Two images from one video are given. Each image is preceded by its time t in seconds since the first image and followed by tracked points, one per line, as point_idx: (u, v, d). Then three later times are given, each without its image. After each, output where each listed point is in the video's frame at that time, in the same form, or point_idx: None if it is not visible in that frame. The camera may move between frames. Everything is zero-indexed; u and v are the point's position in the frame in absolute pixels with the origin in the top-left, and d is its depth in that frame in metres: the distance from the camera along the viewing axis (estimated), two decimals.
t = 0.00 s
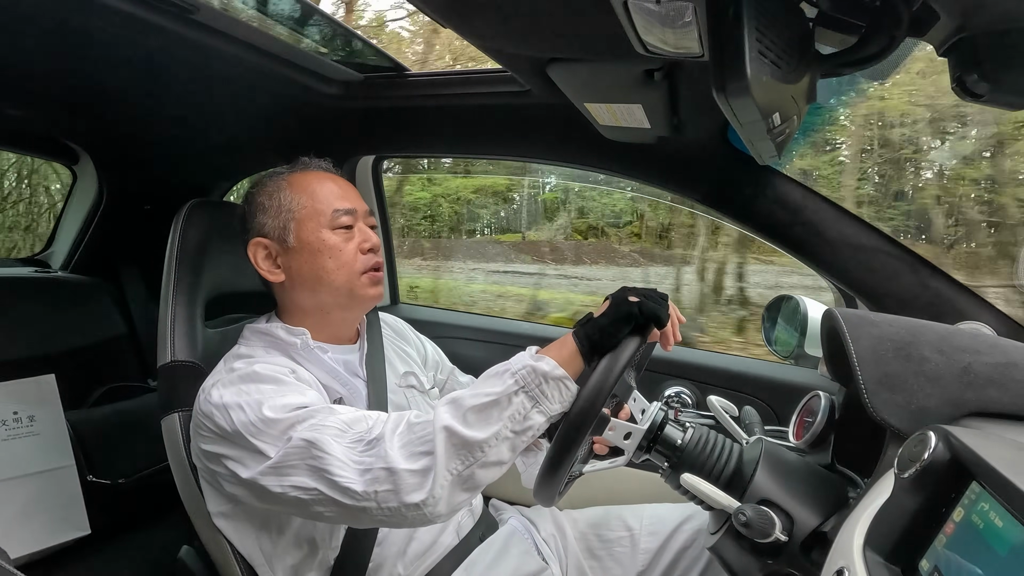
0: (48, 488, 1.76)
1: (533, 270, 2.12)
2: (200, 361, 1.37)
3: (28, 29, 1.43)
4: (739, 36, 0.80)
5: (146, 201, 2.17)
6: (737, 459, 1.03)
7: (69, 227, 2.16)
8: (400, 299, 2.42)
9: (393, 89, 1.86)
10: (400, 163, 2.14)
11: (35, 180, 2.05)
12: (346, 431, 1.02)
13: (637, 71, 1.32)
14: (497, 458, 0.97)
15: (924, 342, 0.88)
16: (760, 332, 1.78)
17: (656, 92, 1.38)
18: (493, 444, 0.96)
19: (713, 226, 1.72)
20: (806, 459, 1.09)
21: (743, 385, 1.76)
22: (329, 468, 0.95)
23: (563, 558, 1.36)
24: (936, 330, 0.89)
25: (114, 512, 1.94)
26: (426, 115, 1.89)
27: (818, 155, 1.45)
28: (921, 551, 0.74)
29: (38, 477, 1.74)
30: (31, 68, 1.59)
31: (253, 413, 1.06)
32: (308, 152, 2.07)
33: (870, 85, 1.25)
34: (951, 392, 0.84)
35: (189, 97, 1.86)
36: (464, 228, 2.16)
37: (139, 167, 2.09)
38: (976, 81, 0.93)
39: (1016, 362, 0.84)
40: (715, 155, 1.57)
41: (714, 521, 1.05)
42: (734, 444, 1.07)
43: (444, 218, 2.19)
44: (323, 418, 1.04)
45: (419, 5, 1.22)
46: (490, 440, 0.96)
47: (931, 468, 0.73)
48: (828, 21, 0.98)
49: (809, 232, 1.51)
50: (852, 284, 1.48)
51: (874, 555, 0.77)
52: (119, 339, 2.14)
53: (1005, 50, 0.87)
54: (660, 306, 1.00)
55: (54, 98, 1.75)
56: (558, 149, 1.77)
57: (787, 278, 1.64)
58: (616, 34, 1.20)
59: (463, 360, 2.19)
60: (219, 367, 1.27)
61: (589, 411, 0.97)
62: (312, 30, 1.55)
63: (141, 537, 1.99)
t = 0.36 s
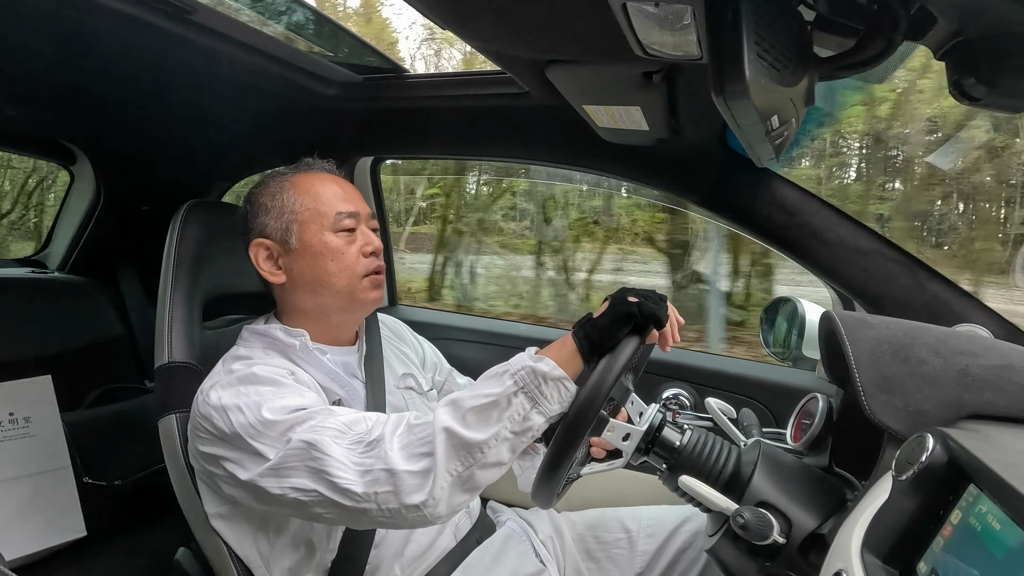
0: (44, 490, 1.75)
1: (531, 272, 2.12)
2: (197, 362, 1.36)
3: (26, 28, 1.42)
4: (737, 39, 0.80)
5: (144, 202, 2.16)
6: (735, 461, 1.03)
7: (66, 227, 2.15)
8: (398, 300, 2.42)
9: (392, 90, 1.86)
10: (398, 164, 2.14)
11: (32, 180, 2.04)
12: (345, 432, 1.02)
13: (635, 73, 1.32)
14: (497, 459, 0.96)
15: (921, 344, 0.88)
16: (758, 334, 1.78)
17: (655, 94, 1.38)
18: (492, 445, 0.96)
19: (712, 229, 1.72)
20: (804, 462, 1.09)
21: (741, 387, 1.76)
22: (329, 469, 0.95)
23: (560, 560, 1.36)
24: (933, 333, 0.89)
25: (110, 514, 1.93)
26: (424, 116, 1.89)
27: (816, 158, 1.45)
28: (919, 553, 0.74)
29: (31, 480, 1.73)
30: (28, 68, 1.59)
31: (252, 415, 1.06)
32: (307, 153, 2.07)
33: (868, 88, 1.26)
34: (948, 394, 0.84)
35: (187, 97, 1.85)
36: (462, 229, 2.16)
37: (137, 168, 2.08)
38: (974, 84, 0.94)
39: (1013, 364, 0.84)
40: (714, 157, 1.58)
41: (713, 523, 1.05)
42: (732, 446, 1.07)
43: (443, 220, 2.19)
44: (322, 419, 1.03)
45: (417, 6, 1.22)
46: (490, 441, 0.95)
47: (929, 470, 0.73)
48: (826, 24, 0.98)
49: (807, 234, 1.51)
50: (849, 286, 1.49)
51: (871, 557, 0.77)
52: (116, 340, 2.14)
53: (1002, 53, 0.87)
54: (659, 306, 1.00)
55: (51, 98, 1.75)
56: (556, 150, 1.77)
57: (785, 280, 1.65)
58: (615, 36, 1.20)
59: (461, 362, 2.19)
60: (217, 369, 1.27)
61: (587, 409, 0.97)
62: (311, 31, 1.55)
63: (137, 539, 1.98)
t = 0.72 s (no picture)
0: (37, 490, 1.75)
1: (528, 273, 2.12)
2: (193, 362, 1.36)
3: (23, 27, 1.42)
4: (734, 42, 0.80)
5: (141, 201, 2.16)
6: (731, 463, 1.03)
7: (62, 226, 2.13)
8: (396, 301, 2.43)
9: (391, 91, 1.87)
10: (396, 165, 2.14)
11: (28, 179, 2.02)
12: (342, 431, 1.02)
13: (633, 75, 1.32)
14: (495, 458, 0.96)
15: (917, 347, 0.88)
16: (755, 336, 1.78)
17: (652, 97, 1.39)
18: (491, 444, 0.95)
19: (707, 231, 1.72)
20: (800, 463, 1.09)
21: (737, 388, 1.77)
22: (326, 468, 0.95)
23: (556, 561, 1.36)
24: (929, 336, 0.90)
25: (105, 515, 1.93)
26: (422, 118, 1.89)
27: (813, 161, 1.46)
28: (913, 555, 0.74)
29: (28, 480, 1.74)
30: (25, 67, 1.59)
31: (250, 415, 1.05)
32: (303, 154, 2.07)
33: (863, 93, 1.26)
34: (943, 397, 0.84)
35: (185, 97, 1.85)
36: (460, 231, 2.16)
37: (134, 168, 2.08)
38: (969, 88, 0.93)
39: (1007, 367, 0.84)
40: (711, 159, 1.58)
41: (709, 524, 1.05)
42: (729, 448, 1.07)
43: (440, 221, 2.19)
44: (320, 418, 1.03)
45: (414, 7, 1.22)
46: (488, 440, 0.95)
47: (923, 472, 0.74)
48: (823, 28, 0.98)
49: (804, 237, 1.52)
50: (845, 288, 1.49)
51: (866, 558, 0.77)
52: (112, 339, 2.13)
53: (996, 58, 0.88)
54: (658, 306, 1.01)
55: (48, 98, 1.75)
56: (554, 152, 1.77)
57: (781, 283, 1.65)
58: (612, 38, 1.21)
59: (459, 363, 2.20)
60: (214, 369, 1.26)
61: (586, 408, 0.98)
62: (309, 31, 1.55)
63: (132, 539, 1.98)
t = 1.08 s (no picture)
0: (30, 490, 1.72)
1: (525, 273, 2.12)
2: (188, 362, 1.35)
3: (18, 27, 1.41)
4: (730, 44, 0.80)
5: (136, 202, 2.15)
6: (727, 463, 1.03)
7: (57, 226, 2.12)
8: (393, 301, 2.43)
9: (388, 91, 1.86)
10: (393, 165, 2.14)
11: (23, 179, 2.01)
12: (339, 426, 1.02)
13: (630, 77, 1.32)
14: (493, 454, 0.96)
15: (912, 348, 0.89)
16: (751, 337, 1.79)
17: (649, 98, 1.39)
18: (489, 440, 0.95)
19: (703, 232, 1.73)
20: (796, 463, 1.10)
21: (733, 390, 1.77)
22: (323, 464, 0.95)
23: (553, 563, 1.36)
24: (923, 337, 0.91)
25: (100, 517, 1.92)
26: (418, 118, 1.89)
27: (808, 163, 1.46)
28: (907, 556, 0.74)
29: (23, 481, 1.70)
30: (19, 67, 1.58)
31: (245, 412, 1.05)
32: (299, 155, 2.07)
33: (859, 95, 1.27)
34: (938, 398, 0.85)
35: (180, 96, 1.84)
36: (457, 232, 2.16)
37: (129, 169, 2.07)
38: (964, 91, 0.94)
39: (1002, 368, 0.85)
40: (708, 160, 1.59)
41: (706, 525, 1.07)
42: (726, 448, 1.07)
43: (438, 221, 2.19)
44: (316, 414, 1.03)
45: (411, 7, 1.22)
46: (487, 436, 0.95)
47: (919, 473, 0.73)
48: (818, 30, 0.98)
49: (800, 239, 1.53)
50: (841, 289, 1.50)
51: (861, 559, 0.78)
52: (107, 340, 2.12)
53: (991, 61, 0.88)
54: (654, 305, 1.01)
55: (43, 97, 1.74)
56: (551, 152, 1.77)
57: (777, 284, 1.66)
58: (610, 40, 1.21)
59: (456, 364, 2.20)
60: (209, 366, 1.26)
61: (585, 406, 0.98)
62: (306, 31, 1.55)
63: (127, 541, 1.97)
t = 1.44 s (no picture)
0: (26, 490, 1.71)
1: (522, 270, 2.12)
2: (183, 359, 1.35)
3: (11, 22, 1.41)
4: (726, 41, 0.80)
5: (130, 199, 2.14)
6: (722, 460, 1.04)
7: (51, 223, 2.11)
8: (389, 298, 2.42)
9: (384, 87, 1.86)
10: (390, 162, 2.13)
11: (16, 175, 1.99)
12: (334, 425, 1.01)
13: (627, 73, 1.32)
14: (489, 454, 0.97)
15: (906, 344, 0.89)
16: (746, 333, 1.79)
17: (645, 95, 1.39)
18: (485, 440, 0.95)
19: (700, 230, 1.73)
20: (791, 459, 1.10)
21: (729, 386, 1.78)
22: (319, 464, 0.95)
23: (549, 560, 1.37)
24: (917, 333, 0.91)
25: (95, 515, 1.91)
26: (414, 115, 1.89)
27: (803, 159, 1.47)
28: (901, 551, 0.75)
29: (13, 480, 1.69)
30: (11, 62, 1.57)
31: (240, 412, 1.05)
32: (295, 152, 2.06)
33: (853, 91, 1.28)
34: (932, 394, 0.85)
35: (174, 92, 1.83)
36: (454, 229, 2.16)
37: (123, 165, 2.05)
38: (958, 88, 0.94)
39: (995, 364, 0.85)
40: (704, 157, 1.59)
41: (700, 521, 1.07)
42: (721, 445, 1.08)
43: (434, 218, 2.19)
44: (311, 414, 1.03)
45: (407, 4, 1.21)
46: (483, 436, 0.95)
47: (912, 468, 0.74)
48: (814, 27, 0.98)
49: (796, 235, 1.52)
50: (836, 286, 1.50)
51: (856, 553, 0.78)
52: (100, 338, 2.11)
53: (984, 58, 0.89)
54: (650, 301, 1.01)
55: (36, 93, 1.73)
56: (548, 149, 1.77)
57: (773, 280, 1.66)
58: (607, 37, 1.21)
59: (452, 361, 2.20)
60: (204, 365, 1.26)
61: (580, 403, 0.97)
62: (301, 27, 1.54)
63: (123, 539, 1.97)
